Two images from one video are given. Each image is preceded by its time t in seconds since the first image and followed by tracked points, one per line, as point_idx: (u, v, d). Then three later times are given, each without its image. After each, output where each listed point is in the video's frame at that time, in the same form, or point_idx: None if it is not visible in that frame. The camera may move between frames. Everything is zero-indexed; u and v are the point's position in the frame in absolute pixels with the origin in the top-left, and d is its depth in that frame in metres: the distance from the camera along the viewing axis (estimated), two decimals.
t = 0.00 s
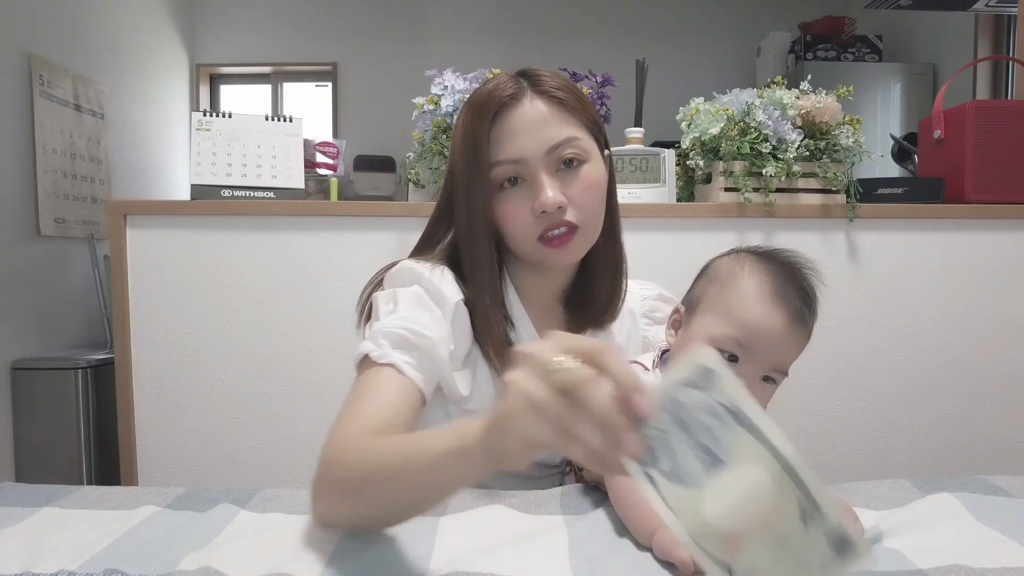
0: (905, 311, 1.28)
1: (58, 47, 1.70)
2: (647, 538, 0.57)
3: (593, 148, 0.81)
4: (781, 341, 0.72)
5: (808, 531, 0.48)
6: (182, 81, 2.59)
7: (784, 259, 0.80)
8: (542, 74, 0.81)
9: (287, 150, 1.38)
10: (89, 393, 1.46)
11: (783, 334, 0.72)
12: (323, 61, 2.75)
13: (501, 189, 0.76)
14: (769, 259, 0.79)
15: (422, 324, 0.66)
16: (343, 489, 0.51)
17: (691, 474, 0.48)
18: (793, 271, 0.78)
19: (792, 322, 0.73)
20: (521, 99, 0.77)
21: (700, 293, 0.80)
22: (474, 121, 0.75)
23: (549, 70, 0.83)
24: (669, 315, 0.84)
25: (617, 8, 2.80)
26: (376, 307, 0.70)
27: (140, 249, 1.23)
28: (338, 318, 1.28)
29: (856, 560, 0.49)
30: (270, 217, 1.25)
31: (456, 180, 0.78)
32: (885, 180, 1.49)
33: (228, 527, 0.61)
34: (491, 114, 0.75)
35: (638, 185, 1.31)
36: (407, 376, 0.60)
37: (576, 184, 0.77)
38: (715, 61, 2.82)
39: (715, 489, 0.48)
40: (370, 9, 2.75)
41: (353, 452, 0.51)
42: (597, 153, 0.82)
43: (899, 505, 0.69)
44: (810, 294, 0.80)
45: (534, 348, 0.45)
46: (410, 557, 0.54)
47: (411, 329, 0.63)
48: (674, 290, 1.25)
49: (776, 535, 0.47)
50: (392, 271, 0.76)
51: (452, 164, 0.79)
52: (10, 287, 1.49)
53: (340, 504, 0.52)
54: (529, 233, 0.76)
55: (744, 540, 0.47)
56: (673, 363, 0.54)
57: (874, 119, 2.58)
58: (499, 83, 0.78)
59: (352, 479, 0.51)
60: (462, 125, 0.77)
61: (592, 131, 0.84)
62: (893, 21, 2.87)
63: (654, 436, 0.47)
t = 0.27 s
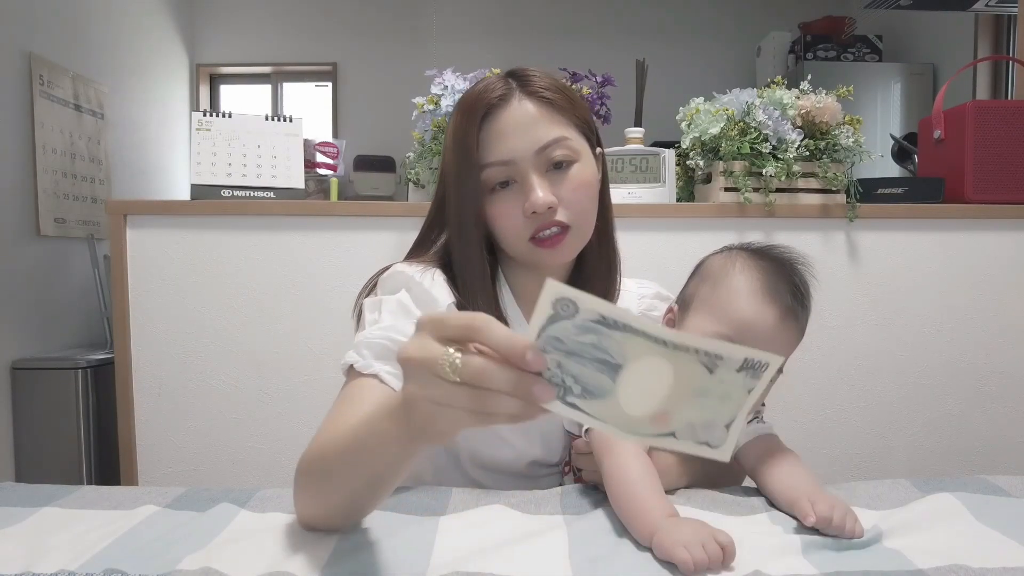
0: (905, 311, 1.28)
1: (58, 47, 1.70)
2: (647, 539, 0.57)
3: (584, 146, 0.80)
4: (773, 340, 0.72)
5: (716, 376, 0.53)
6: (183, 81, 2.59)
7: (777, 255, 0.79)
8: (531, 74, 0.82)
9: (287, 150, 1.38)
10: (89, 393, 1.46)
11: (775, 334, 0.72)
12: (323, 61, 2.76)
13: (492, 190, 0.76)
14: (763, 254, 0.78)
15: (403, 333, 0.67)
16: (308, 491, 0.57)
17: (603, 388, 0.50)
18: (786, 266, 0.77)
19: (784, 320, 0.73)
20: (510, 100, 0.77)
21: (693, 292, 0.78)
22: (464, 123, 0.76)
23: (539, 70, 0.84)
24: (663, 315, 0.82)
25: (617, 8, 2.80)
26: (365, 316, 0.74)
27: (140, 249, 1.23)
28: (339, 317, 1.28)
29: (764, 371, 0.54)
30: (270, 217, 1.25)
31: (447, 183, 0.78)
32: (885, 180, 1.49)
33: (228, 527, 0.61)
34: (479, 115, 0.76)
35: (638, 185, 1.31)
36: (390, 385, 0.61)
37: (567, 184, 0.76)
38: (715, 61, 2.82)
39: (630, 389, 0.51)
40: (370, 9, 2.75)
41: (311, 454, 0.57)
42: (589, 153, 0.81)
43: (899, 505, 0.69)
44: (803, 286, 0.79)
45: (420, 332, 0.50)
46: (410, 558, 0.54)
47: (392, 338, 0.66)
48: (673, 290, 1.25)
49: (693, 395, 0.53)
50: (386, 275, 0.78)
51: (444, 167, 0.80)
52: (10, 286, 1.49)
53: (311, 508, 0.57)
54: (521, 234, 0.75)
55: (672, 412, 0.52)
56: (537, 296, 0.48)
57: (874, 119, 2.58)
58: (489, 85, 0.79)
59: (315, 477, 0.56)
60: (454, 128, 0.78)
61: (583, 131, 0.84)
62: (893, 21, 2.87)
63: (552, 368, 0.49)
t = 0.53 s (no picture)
0: (905, 312, 1.28)
1: (58, 47, 1.70)
2: (647, 539, 0.57)
3: (575, 143, 0.79)
4: (770, 339, 0.72)
5: (669, 252, 0.52)
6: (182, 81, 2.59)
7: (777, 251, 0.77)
8: (525, 74, 0.82)
9: (287, 150, 1.38)
10: (88, 393, 1.46)
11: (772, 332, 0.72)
12: (323, 61, 2.75)
13: (480, 187, 0.76)
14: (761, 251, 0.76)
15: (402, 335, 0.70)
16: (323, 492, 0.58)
17: (583, 309, 0.52)
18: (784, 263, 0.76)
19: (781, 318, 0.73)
20: (500, 99, 0.78)
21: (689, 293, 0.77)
22: (455, 123, 0.78)
23: (535, 70, 0.84)
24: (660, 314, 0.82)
25: (617, 8, 2.80)
26: (364, 314, 0.74)
27: (140, 249, 1.23)
28: (339, 317, 1.28)
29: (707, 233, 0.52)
30: (270, 218, 1.25)
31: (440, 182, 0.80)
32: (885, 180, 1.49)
33: (229, 527, 0.61)
34: (468, 114, 0.77)
35: (638, 185, 1.31)
36: (387, 385, 0.65)
37: (554, 179, 0.74)
38: (715, 60, 2.82)
39: (606, 297, 0.52)
40: (370, 9, 2.75)
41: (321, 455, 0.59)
42: (581, 150, 0.79)
43: (898, 505, 0.69)
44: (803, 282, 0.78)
45: (405, 321, 0.53)
46: (410, 558, 0.54)
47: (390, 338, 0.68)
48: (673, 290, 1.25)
49: (658, 278, 0.52)
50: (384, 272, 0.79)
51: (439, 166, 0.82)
52: (10, 286, 1.49)
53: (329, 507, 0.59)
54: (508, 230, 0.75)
55: (650, 300, 0.52)
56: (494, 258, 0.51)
57: (874, 119, 2.58)
58: (481, 85, 0.80)
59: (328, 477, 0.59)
60: (448, 129, 0.80)
61: (576, 129, 0.83)
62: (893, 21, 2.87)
63: (531, 310, 0.52)
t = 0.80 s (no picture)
0: (905, 311, 1.28)
1: (58, 47, 1.70)
2: (648, 538, 0.57)
3: (584, 151, 0.79)
4: (773, 341, 0.73)
5: (651, 235, 0.52)
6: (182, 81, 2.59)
7: (779, 257, 0.79)
8: (532, 77, 0.81)
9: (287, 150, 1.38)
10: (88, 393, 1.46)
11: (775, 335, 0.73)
12: (323, 60, 2.75)
13: (489, 194, 0.76)
14: (763, 256, 0.78)
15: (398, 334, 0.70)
16: (316, 480, 0.59)
17: (565, 287, 0.52)
18: (787, 268, 0.77)
19: (785, 322, 0.73)
20: (508, 104, 0.77)
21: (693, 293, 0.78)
22: (461, 126, 0.76)
23: (541, 71, 0.83)
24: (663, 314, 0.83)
25: (617, 8, 2.80)
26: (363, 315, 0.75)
27: (140, 249, 1.23)
28: (339, 317, 1.28)
29: (689, 217, 0.53)
30: (270, 218, 1.25)
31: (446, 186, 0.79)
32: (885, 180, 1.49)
33: (229, 527, 0.61)
34: (476, 118, 0.75)
35: (638, 185, 1.31)
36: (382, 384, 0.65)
37: (565, 190, 0.75)
38: (715, 60, 2.82)
39: (588, 277, 0.52)
40: (370, 9, 2.75)
41: (317, 444, 0.60)
42: (590, 157, 0.79)
43: (898, 505, 0.69)
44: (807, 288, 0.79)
45: (393, 299, 0.54)
46: (410, 558, 0.54)
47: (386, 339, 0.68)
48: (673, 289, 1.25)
49: (640, 261, 0.53)
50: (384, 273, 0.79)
51: (444, 169, 0.81)
52: (10, 286, 1.49)
53: (322, 495, 0.59)
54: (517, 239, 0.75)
55: (630, 282, 0.54)
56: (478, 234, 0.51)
57: (874, 119, 2.58)
58: (488, 87, 0.78)
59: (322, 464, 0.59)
60: (453, 131, 0.78)
61: (584, 136, 0.82)
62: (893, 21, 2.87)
63: (513, 287, 0.52)
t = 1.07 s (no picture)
0: (905, 312, 1.28)
1: (59, 47, 1.70)
2: (648, 538, 0.57)
3: (587, 157, 0.78)
4: (778, 344, 0.73)
5: (663, 251, 0.53)
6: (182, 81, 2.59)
7: (784, 259, 0.79)
8: (531, 82, 0.80)
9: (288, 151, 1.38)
10: (88, 393, 1.46)
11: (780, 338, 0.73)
12: (323, 60, 2.75)
13: (493, 202, 0.77)
14: (769, 259, 0.78)
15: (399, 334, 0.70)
16: (314, 483, 0.59)
17: (568, 302, 0.53)
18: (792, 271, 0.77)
19: (790, 325, 0.73)
20: (509, 110, 0.76)
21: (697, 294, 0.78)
22: (463, 135, 0.76)
23: (540, 76, 0.82)
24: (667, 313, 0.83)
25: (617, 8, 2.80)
26: (364, 316, 0.75)
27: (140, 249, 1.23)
28: (339, 318, 1.28)
29: (706, 232, 0.53)
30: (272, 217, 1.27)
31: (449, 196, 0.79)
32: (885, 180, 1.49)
33: (229, 526, 0.61)
34: (477, 127, 0.75)
35: (638, 185, 1.31)
36: (384, 385, 0.65)
37: (568, 196, 0.75)
38: (715, 60, 2.82)
39: (590, 290, 0.53)
40: (370, 9, 2.75)
41: (316, 446, 0.60)
42: (592, 163, 0.79)
43: (898, 506, 0.69)
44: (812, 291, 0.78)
45: (393, 310, 0.54)
46: (410, 558, 0.54)
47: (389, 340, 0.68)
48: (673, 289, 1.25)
49: (650, 276, 0.53)
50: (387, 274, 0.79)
51: (446, 177, 0.81)
52: (8, 286, 1.49)
53: (319, 499, 0.59)
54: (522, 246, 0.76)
55: (639, 299, 0.54)
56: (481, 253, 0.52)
57: (874, 119, 2.58)
58: (488, 93, 0.78)
59: (320, 467, 0.59)
60: (455, 139, 0.78)
61: (585, 140, 0.82)
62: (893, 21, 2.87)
63: (515, 300, 0.53)
